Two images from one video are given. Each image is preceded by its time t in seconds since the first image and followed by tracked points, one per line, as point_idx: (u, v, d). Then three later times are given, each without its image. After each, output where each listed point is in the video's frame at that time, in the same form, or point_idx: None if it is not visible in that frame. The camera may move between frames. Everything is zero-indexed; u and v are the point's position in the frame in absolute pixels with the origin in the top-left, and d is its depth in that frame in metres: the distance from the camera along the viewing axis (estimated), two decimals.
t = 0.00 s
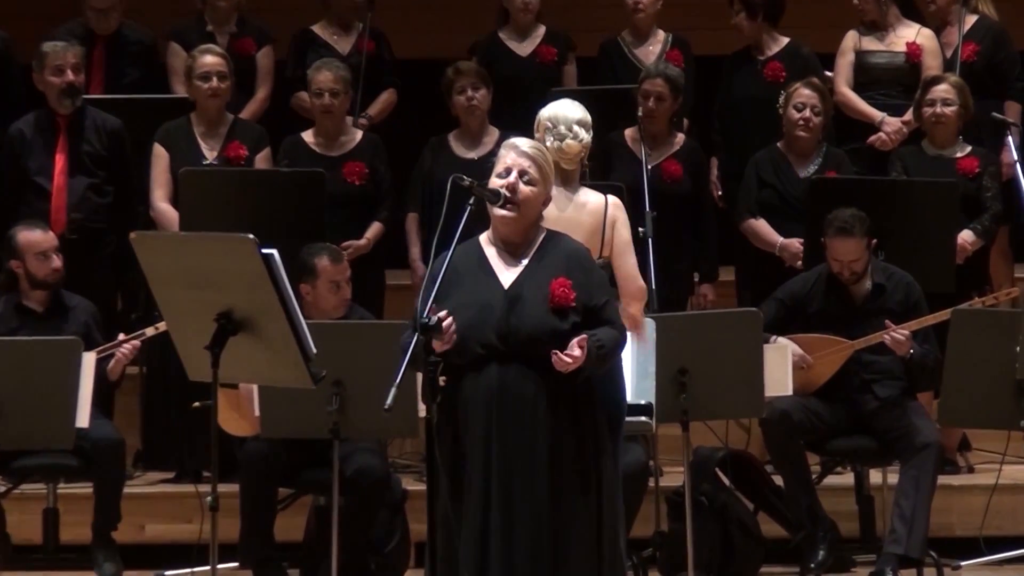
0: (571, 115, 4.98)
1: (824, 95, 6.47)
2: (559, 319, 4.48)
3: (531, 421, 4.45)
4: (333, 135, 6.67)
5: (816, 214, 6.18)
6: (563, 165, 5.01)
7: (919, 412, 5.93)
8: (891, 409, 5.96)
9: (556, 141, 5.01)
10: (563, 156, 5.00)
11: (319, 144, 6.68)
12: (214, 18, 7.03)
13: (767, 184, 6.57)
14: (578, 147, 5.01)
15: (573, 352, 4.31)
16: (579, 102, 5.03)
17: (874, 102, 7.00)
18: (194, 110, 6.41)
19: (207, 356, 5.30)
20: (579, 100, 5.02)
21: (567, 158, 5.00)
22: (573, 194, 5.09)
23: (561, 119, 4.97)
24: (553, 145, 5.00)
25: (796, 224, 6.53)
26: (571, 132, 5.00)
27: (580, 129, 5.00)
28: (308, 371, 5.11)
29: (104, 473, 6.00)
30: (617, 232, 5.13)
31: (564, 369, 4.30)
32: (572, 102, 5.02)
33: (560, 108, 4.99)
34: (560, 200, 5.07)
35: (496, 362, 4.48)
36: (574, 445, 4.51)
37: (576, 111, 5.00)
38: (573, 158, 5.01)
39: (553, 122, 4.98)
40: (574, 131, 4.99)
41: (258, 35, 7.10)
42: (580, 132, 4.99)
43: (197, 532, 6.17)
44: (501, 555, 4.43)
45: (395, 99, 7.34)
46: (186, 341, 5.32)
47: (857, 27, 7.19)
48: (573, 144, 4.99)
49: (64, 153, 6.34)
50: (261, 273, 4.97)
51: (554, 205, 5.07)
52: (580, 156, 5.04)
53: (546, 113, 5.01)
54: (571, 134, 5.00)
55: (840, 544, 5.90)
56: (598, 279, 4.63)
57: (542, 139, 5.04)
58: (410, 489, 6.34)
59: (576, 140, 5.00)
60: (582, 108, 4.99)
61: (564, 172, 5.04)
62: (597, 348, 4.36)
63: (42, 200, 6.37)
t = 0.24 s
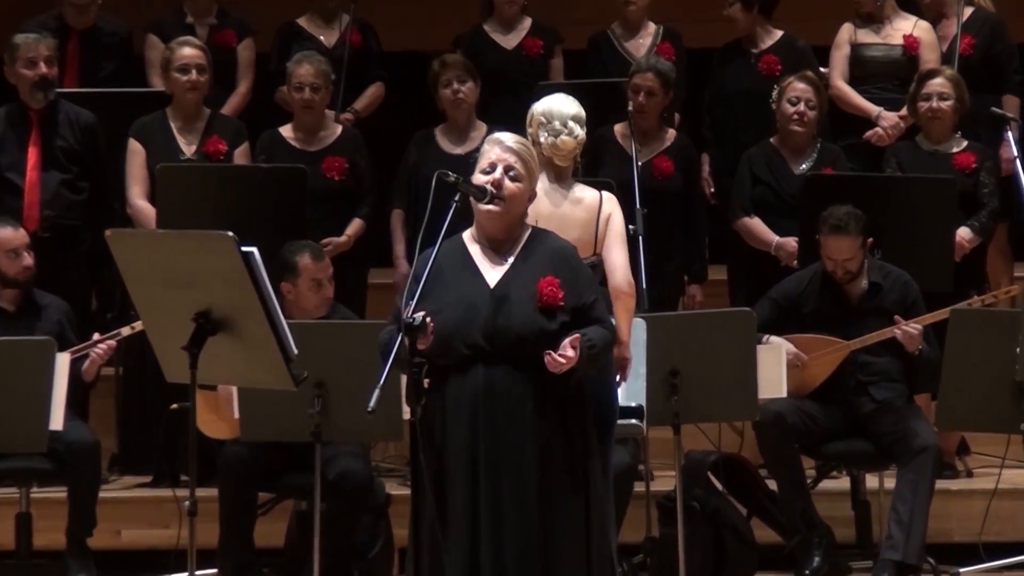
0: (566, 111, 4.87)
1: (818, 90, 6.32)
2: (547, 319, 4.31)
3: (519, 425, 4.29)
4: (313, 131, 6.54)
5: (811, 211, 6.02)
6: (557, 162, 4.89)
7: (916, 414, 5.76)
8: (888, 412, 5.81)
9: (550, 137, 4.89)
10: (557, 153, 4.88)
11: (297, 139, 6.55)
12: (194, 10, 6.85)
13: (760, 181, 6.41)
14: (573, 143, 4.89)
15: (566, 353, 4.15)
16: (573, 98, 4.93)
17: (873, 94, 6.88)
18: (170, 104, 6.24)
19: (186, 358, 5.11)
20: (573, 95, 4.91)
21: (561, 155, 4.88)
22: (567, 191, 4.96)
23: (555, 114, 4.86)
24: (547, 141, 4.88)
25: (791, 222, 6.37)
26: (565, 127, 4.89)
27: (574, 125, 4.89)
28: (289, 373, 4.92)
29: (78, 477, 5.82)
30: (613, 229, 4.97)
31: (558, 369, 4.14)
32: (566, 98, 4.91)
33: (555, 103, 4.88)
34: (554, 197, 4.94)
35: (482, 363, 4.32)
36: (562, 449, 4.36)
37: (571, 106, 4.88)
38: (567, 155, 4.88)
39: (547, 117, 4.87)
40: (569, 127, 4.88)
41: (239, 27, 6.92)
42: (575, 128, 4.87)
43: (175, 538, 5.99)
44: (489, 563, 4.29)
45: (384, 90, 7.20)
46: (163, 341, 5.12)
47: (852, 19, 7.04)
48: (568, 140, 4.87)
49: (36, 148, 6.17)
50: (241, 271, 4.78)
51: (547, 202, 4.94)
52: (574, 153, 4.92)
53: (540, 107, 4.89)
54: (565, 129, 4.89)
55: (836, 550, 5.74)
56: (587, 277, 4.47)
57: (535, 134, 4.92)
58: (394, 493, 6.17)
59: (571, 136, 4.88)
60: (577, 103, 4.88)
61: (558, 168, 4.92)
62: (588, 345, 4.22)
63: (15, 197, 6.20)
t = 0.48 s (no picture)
0: (558, 104, 4.72)
1: (820, 82, 6.17)
2: (538, 321, 4.14)
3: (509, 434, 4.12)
4: (299, 125, 6.36)
5: (814, 208, 5.84)
6: (549, 157, 4.74)
7: (921, 418, 5.59)
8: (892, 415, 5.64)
9: (542, 131, 4.74)
10: (549, 147, 4.74)
11: (283, 134, 6.37)
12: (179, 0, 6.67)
13: (761, 177, 6.23)
14: (565, 138, 4.75)
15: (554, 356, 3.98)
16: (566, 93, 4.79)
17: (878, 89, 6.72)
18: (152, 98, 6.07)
19: (169, 359, 4.90)
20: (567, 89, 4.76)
21: (553, 150, 4.74)
22: (561, 187, 4.78)
23: (547, 107, 4.71)
24: (538, 135, 4.74)
25: (792, 219, 6.19)
26: (557, 122, 4.74)
27: (567, 119, 4.74)
28: (276, 375, 4.73)
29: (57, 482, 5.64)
30: (608, 226, 4.82)
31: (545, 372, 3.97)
32: (559, 92, 4.76)
33: (547, 96, 4.73)
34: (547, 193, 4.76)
35: (472, 367, 4.15)
36: (556, 460, 4.18)
37: (564, 100, 4.73)
38: (559, 150, 4.74)
39: (539, 111, 4.72)
40: (561, 121, 4.73)
41: (226, 19, 6.73)
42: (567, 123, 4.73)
43: (157, 544, 5.81)
44: None
45: (373, 82, 7.01)
46: (145, 341, 4.92)
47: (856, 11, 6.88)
48: (560, 135, 4.73)
49: (14, 143, 6.00)
50: (227, 270, 4.58)
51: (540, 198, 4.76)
52: (567, 149, 4.77)
53: (532, 101, 4.74)
54: (558, 124, 4.74)
55: (839, 558, 5.57)
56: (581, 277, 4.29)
57: (527, 128, 4.77)
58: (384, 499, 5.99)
59: (563, 131, 4.73)
60: (570, 97, 4.74)
61: (550, 164, 4.76)
62: (579, 349, 4.04)
63: None
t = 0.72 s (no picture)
0: (554, 100, 4.50)
1: (829, 78, 6.01)
2: (541, 323, 3.99)
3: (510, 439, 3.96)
4: (293, 120, 6.20)
5: (823, 205, 5.68)
6: (546, 155, 4.54)
7: (935, 421, 5.43)
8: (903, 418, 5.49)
9: (537, 128, 4.53)
10: (545, 145, 4.54)
11: (277, 128, 6.21)
12: None
13: (768, 174, 6.07)
14: (562, 134, 4.54)
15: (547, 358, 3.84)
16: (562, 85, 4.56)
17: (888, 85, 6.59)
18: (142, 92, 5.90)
19: (160, 359, 4.70)
20: (562, 82, 4.55)
21: (550, 148, 4.53)
22: (561, 182, 4.64)
23: (542, 103, 4.49)
24: (533, 132, 4.53)
25: (799, 217, 6.02)
26: (553, 118, 4.52)
27: (563, 114, 4.52)
28: (271, 375, 4.57)
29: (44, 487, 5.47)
30: (612, 220, 4.68)
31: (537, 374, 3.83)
32: (555, 85, 4.54)
33: (542, 91, 4.51)
34: (546, 191, 4.61)
35: (473, 369, 3.98)
36: (557, 467, 4.02)
37: (560, 94, 4.52)
38: (555, 147, 4.54)
39: (533, 107, 4.50)
40: (557, 117, 4.51)
41: (219, 10, 6.57)
42: (564, 119, 4.51)
43: (147, 551, 5.65)
44: None
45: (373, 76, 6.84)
46: (134, 343, 4.73)
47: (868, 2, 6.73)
48: (556, 132, 4.52)
49: None
50: (218, 268, 4.41)
51: (538, 197, 4.61)
52: (564, 146, 4.57)
53: (526, 96, 4.52)
54: (554, 120, 4.52)
55: (849, 566, 5.40)
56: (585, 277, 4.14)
57: (521, 125, 4.55)
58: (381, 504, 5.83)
59: (559, 127, 4.52)
60: (566, 92, 4.51)
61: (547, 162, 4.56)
62: (575, 350, 3.91)
63: None
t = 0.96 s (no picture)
0: (554, 97, 4.30)
1: (841, 72, 5.84)
2: (548, 325, 3.84)
3: (515, 442, 3.80)
4: (291, 115, 6.05)
5: (834, 203, 5.52)
6: (548, 155, 4.33)
7: (951, 425, 5.27)
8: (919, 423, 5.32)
9: (538, 128, 4.32)
10: (547, 145, 4.33)
11: (275, 124, 6.06)
12: None
13: (776, 172, 5.91)
14: (564, 134, 4.34)
15: (544, 366, 3.70)
16: (563, 83, 4.36)
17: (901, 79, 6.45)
18: (134, 86, 5.75)
19: (153, 362, 4.52)
20: (562, 78, 4.35)
21: (552, 148, 4.33)
22: (564, 180, 4.44)
23: (543, 101, 4.29)
24: (535, 132, 4.32)
25: (810, 215, 5.86)
26: (555, 117, 4.32)
27: (565, 113, 4.32)
28: (267, 379, 4.40)
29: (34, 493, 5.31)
30: (617, 217, 4.49)
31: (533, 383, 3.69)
32: (556, 82, 4.34)
33: (542, 89, 4.31)
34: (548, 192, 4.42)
35: (476, 371, 3.84)
36: (564, 472, 3.86)
37: (560, 90, 4.33)
38: (558, 147, 4.34)
39: (534, 106, 4.30)
40: (559, 115, 4.30)
41: (214, 2, 6.41)
42: (566, 118, 4.31)
43: (140, 559, 5.49)
44: None
45: (372, 71, 6.71)
46: (128, 344, 4.55)
47: None
48: (559, 132, 4.31)
49: None
50: (214, 267, 4.23)
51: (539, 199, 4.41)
52: (567, 145, 4.37)
53: (525, 94, 4.32)
54: (555, 119, 4.32)
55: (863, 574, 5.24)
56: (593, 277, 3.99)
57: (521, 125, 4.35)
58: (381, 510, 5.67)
59: (562, 127, 4.32)
60: (566, 89, 4.32)
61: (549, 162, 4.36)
62: (576, 355, 3.75)
63: None
